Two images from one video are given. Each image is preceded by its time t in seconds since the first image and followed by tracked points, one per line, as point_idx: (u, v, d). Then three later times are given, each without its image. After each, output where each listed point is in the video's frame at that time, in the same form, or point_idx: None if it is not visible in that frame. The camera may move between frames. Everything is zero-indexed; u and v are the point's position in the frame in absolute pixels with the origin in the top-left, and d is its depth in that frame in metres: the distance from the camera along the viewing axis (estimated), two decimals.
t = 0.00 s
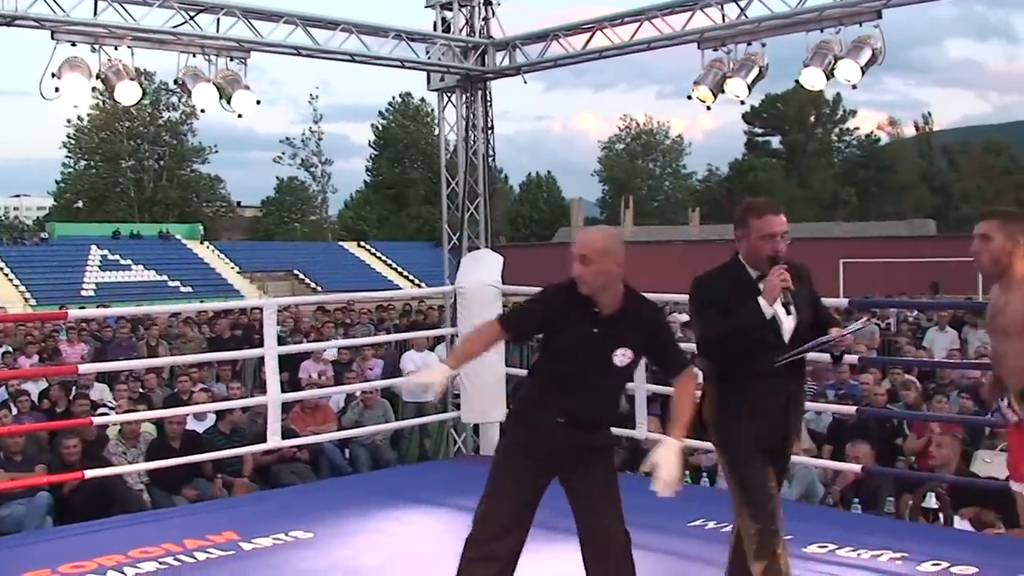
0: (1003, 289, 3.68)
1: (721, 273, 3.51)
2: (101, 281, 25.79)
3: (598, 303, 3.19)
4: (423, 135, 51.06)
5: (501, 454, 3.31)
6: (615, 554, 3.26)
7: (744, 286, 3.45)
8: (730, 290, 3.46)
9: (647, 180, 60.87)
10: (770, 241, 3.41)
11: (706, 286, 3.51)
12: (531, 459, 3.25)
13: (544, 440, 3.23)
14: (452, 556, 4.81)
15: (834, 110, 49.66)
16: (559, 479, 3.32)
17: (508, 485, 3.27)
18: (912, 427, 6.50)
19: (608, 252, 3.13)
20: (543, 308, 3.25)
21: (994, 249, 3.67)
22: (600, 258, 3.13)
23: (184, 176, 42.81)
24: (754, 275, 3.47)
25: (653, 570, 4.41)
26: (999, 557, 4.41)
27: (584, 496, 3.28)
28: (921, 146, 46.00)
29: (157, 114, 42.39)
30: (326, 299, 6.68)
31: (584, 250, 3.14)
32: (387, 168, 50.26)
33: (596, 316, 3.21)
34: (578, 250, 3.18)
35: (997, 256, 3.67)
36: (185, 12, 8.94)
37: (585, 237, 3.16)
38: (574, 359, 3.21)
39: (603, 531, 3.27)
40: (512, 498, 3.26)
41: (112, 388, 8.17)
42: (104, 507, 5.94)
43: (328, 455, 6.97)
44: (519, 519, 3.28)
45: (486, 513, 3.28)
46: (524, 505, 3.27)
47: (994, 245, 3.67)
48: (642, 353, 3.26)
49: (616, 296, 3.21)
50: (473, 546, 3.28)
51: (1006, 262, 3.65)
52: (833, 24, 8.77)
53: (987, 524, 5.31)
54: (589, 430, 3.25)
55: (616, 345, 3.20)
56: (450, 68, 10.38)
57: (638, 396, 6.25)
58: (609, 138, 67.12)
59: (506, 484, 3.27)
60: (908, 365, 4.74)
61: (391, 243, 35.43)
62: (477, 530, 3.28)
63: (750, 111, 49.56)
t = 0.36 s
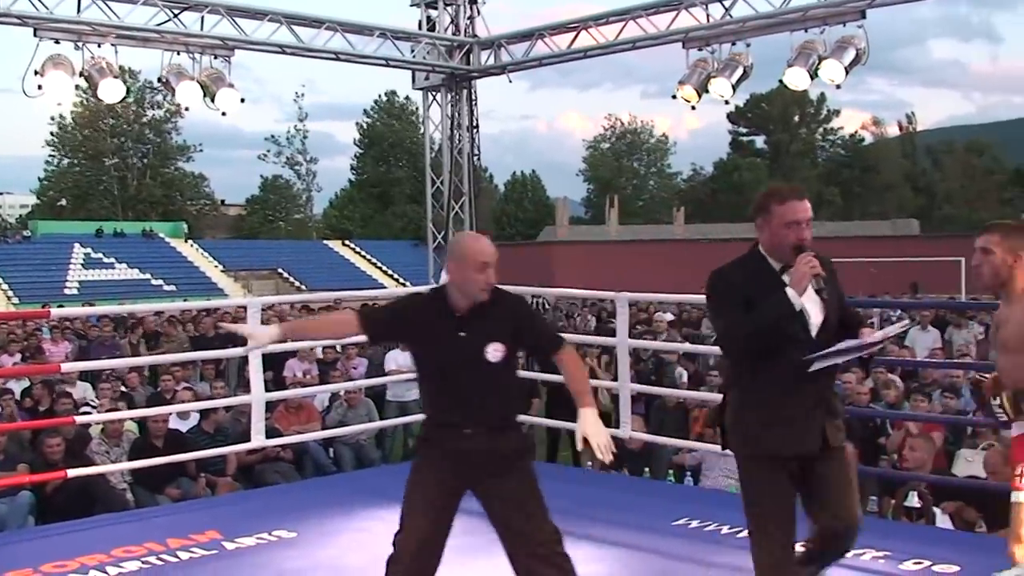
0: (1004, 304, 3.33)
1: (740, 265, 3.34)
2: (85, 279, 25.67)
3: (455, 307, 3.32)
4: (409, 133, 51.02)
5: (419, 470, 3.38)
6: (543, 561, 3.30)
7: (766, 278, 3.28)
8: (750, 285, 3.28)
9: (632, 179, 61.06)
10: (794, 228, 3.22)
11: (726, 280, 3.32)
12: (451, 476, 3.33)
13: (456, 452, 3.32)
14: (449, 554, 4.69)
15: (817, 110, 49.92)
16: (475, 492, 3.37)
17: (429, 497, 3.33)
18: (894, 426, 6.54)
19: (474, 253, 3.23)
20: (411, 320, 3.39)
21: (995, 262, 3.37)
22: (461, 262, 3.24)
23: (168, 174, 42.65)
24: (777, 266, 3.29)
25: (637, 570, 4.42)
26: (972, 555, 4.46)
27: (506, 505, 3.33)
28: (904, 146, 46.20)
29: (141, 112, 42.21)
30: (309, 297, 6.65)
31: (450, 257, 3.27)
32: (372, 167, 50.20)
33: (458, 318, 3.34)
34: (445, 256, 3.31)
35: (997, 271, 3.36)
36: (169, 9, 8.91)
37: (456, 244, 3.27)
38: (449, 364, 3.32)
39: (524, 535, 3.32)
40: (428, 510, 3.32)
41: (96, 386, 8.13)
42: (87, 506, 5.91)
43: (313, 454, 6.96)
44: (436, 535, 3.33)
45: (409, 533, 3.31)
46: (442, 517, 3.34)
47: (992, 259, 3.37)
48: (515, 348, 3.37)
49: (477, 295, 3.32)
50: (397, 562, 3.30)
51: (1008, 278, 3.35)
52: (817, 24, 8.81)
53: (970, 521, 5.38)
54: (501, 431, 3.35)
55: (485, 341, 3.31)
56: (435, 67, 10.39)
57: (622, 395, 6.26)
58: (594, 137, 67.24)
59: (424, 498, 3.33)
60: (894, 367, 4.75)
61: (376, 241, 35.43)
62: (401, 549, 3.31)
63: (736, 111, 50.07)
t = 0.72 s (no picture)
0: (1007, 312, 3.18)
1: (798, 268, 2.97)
2: (79, 278, 25.65)
3: (421, 294, 3.44)
4: (404, 134, 51.02)
5: (381, 465, 3.48)
6: (494, 543, 3.52)
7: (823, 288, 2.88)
8: (805, 289, 2.89)
9: (627, 182, 61.14)
10: (860, 236, 2.82)
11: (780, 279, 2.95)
12: (423, 466, 3.46)
13: (427, 443, 3.44)
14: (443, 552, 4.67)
15: (813, 114, 49.98)
16: (433, 477, 3.54)
17: (393, 490, 3.44)
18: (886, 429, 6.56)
19: (455, 241, 3.35)
20: (374, 310, 3.44)
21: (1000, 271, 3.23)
22: (445, 250, 3.34)
23: (163, 173, 42.63)
24: (830, 277, 2.89)
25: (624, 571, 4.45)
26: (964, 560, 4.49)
27: (464, 492, 3.51)
28: (899, 150, 46.22)
29: (137, 111, 42.16)
30: (303, 296, 6.64)
31: (429, 247, 3.36)
32: (368, 167, 50.19)
33: (424, 304, 3.46)
34: (419, 245, 3.39)
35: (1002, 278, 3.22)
36: (166, 8, 8.90)
37: (432, 232, 3.37)
38: (420, 352, 3.43)
39: (481, 520, 3.51)
40: (398, 501, 3.44)
41: (88, 385, 8.12)
42: (79, 504, 5.91)
43: (306, 454, 6.95)
44: (405, 528, 3.44)
45: (382, 527, 3.43)
46: (406, 511, 3.45)
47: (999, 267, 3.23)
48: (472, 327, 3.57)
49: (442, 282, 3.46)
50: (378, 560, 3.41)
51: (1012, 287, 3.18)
52: (814, 28, 8.82)
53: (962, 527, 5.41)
54: (463, 418, 3.50)
55: (452, 323, 3.47)
56: (432, 68, 10.38)
57: (615, 396, 6.25)
58: (589, 139, 67.30)
59: (391, 490, 3.44)
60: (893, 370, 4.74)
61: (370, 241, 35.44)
62: (378, 540, 3.43)
63: (731, 115, 50.22)
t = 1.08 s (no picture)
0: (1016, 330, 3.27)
1: (846, 255, 2.73)
2: (78, 277, 25.63)
3: (479, 305, 3.41)
4: (403, 134, 51.00)
5: (384, 465, 3.47)
6: (489, 546, 3.50)
7: (876, 282, 2.64)
8: (856, 281, 2.66)
9: (626, 182, 61.15)
10: (917, 217, 2.59)
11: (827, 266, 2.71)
12: (431, 467, 3.46)
13: (434, 445, 3.44)
14: (442, 553, 4.67)
15: (812, 115, 49.94)
16: (434, 479, 3.54)
17: (390, 491, 3.42)
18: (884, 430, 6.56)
19: (525, 262, 3.33)
20: (427, 318, 3.38)
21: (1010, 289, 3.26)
22: (516, 269, 3.32)
23: (162, 173, 42.63)
24: (887, 265, 2.66)
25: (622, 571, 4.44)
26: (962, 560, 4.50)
27: (463, 494, 3.53)
28: (899, 151, 46.20)
29: (136, 111, 42.16)
30: (301, 297, 6.64)
31: (500, 264, 3.32)
32: (366, 168, 50.17)
33: (477, 316, 3.43)
34: (487, 257, 3.35)
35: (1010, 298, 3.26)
36: (166, 8, 8.90)
37: (507, 249, 3.33)
38: (464, 362, 3.42)
39: (481, 521, 3.51)
40: (400, 502, 3.41)
41: (87, 385, 8.12)
42: (78, 505, 5.90)
43: (304, 454, 6.95)
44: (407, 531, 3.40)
45: (385, 528, 3.39)
46: (409, 512, 3.42)
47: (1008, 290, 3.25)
48: (512, 336, 3.58)
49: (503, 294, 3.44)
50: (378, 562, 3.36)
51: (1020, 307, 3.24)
52: (813, 29, 8.82)
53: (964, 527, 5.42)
54: (466, 424, 3.49)
55: (495, 336, 3.48)
56: (430, 68, 10.38)
57: (614, 397, 6.27)
58: (588, 140, 67.30)
59: (394, 490, 3.41)
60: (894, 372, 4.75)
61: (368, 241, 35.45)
62: (381, 539, 3.38)
63: (730, 115, 50.28)
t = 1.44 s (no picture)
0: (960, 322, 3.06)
1: (865, 276, 2.49)
2: (55, 278, 25.43)
3: (493, 334, 3.33)
4: (383, 135, 50.88)
5: (354, 461, 3.44)
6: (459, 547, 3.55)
7: (903, 309, 2.40)
8: (890, 308, 2.40)
9: (606, 184, 61.29)
10: (953, 236, 2.37)
11: (849, 288, 2.45)
12: (407, 467, 3.44)
13: (408, 446, 3.42)
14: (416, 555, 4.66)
15: (791, 118, 50.20)
16: (409, 480, 3.53)
17: (363, 493, 3.41)
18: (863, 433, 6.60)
19: (547, 304, 3.32)
20: (441, 341, 3.28)
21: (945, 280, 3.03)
22: (536, 307, 3.30)
23: (140, 173, 42.37)
24: (915, 287, 2.43)
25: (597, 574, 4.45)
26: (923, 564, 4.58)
27: (435, 495, 3.55)
28: (877, 155, 46.56)
29: (114, 111, 41.83)
30: (281, 298, 6.61)
31: (525, 301, 3.28)
32: (346, 169, 50.00)
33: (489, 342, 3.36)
34: (512, 290, 3.31)
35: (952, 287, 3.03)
36: (145, 8, 8.85)
37: (538, 288, 3.32)
38: (465, 379, 3.37)
39: (455, 522, 3.56)
40: (365, 498, 3.40)
41: (64, 386, 8.05)
42: (53, 507, 5.84)
43: (282, 456, 6.93)
44: (370, 526, 3.42)
45: (343, 527, 3.39)
46: (377, 510, 3.42)
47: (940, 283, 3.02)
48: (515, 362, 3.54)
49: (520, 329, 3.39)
50: (335, 553, 3.37)
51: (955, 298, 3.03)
52: (792, 33, 8.89)
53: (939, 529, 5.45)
54: (443, 431, 3.50)
55: (500, 363, 3.43)
56: (410, 70, 10.37)
57: (593, 399, 6.27)
58: (569, 142, 67.40)
59: (360, 489, 3.41)
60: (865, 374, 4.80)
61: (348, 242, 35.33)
62: (338, 535, 3.39)
63: (710, 118, 50.50)
